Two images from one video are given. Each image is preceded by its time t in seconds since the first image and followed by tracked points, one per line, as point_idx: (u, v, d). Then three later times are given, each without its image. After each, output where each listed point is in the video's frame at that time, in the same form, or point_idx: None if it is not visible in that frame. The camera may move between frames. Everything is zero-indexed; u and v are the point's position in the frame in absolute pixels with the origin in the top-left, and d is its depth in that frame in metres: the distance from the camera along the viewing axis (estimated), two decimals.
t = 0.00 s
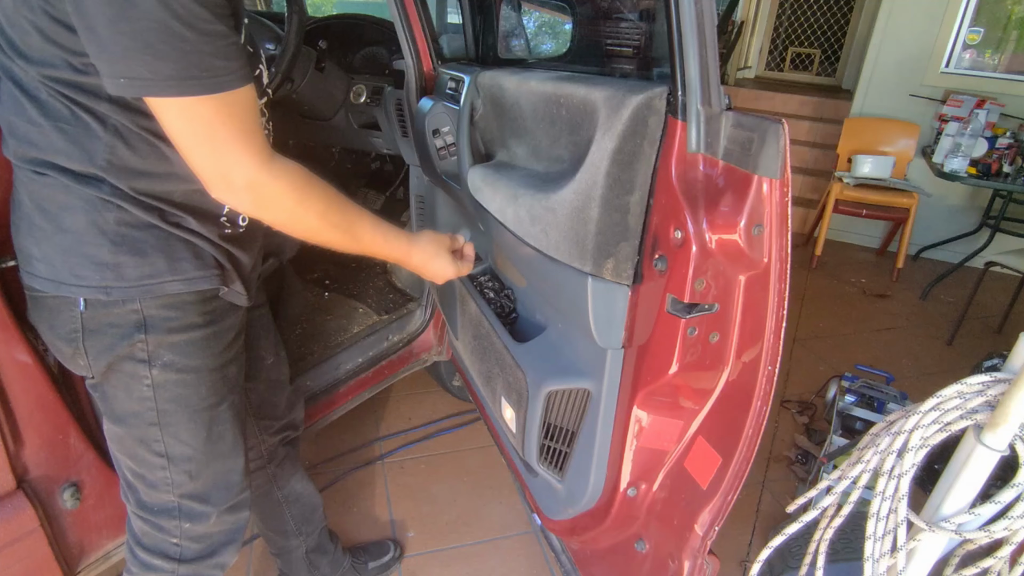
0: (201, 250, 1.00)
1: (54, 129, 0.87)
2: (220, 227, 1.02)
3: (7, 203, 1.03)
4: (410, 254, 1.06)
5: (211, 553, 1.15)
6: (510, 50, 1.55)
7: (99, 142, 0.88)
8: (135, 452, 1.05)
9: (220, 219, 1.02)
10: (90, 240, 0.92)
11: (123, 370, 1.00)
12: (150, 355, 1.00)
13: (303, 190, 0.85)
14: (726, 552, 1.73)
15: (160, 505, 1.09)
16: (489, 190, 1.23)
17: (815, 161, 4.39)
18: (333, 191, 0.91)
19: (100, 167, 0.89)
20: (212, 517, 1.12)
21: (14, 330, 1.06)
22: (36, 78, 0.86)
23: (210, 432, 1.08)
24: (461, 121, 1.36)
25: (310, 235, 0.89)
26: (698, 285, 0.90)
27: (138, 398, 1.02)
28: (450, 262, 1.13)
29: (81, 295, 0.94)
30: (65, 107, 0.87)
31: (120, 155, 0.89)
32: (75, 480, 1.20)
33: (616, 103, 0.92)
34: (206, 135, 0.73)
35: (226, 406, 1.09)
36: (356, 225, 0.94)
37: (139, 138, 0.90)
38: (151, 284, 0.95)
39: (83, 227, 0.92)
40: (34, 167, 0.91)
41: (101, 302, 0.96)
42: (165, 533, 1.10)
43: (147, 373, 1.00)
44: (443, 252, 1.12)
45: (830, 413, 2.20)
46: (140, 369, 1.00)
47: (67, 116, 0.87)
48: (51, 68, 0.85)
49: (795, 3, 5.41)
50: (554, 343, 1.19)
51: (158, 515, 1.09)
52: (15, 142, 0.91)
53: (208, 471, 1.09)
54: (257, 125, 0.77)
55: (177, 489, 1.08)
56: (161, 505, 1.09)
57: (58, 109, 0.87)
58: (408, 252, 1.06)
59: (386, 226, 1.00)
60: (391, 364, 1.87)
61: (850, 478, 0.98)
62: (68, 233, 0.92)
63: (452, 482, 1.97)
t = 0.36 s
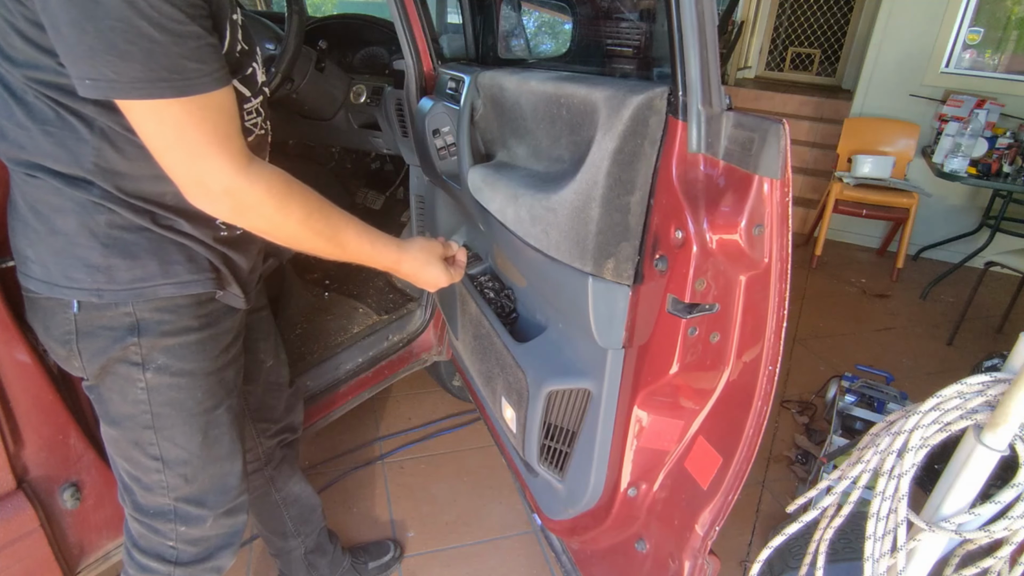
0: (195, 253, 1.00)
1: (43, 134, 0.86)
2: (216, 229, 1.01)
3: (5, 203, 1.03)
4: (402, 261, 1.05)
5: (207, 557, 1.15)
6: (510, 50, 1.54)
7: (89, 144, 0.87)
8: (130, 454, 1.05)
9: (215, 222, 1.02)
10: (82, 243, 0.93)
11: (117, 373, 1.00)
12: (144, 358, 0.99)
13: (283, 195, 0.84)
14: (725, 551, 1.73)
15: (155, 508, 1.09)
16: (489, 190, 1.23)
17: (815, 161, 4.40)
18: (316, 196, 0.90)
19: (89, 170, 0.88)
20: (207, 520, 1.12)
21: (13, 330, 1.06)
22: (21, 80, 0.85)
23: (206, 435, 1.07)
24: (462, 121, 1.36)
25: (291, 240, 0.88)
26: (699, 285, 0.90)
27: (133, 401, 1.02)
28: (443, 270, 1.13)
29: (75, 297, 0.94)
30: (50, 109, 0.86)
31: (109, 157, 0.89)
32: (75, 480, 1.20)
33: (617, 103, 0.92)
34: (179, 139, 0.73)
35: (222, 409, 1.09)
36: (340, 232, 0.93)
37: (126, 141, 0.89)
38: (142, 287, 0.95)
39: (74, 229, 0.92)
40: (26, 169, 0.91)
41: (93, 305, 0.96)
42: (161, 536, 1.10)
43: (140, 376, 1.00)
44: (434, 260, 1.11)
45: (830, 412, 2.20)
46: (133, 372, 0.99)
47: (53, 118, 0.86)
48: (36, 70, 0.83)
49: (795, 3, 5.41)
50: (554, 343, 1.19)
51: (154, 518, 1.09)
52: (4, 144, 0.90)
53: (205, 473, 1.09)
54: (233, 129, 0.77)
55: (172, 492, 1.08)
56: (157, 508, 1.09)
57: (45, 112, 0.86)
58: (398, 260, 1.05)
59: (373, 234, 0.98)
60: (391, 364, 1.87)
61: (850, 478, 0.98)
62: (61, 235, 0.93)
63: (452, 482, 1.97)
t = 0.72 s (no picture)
0: (191, 254, 1.00)
1: (38, 133, 0.86)
2: (213, 231, 1.01)
3: (4, 202, 1.03)
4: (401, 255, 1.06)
5: (203, 560, 1.15)
6: (509, 50, 1.54)
7: (86, 145, 0.87)
8: (126, 456, 1.05)
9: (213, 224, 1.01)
10: (78, 245, 0.93)
11: (113, 374, 1.00)
12: (139, 360, 0.99)
13: (273, 193, 0.84)
14: (726, 551, 1.73)
15: (151, 510, 1.09)
16: (489, 190, 1.23)
17: (815, 161, 4.39)
18: (306, 193, 0.90)
19: (83, 171, 0.88)
20: (204, 522, 1.12)
21: (12, 330, 1.06)
22: (18, 78, 0.85)
23: (202, 437, 1.07)
24: (462, 121, 1.36)
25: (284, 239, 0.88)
26: (699, 285, 0.90)
27: (127, 403, 1.02)
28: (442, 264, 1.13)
29: (68, 298, 0.95)
30: (46, 108, 0.85)
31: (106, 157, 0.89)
32: (75, 479, 1.20)
33: (617, 103, 0.92)
34: (166, 139, 0.73)
35: (218, 412, 1.09)
36: (332, 230, 0.93)
37: (121, 141, 0.89)
38: (136, 288, 0.95)
39: (68, 230, 0.92)
40: (21, 169, 0.90)
41: (88, 306, 0.96)
42: (156, 538, 1.10)
43: (135, 378, 1.00)
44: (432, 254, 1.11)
45: (830, 413, 2.20)
46: (128, 374, 0.99)
47: (48, 117, 0.85)
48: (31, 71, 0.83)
49: (795, 3, 5.41)
50: (554, 343, 1.19)
51: (150, 520, 1.09)
52: None
53: (201, 475, 1.09)
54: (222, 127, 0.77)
55: (168, 495, 1.08)
56: (152, 510, 1.09)
57: (39, 111, 0.85)
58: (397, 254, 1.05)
59: (367, 230, 0.98)
60: (391, 363, 1.87)
61: (850, 478, 0.98)
62: (57, 235, 0.93)
63: (452, 482, 1.97)
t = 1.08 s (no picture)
0: (192, 254, 1.00)
1: (39, 135, 0.86)
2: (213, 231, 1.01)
3: (4, 202, 1.03)
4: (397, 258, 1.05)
5: (203, 560, 1.15)
6: (510, 50, 1.54)
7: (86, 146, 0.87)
8: (126, 456, 1.05)
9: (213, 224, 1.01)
10: (79, 245, 0.93)
11: (114, 374, 1.00)
12: (140, 360, 0.99)
13: (271, 199, 0.84)
14: (726, 551, 1.73)
15: (152, 510, 1.09)
16: (489, 190, 1.23)
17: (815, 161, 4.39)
18: (307, 200, 0.90)
19: (83, 172, 0.88)
20: (204, 522, 1.12)
21: (13, 330, 1.06)
22: (18, 82, 0.85)
23: (203, 437, 1.07)
24: (462, 121, 1.36)
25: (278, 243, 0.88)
26: (699, 285, 0.90)
27: (129, 402, 1.02)
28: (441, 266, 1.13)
29: (69, 298, 0.94)
30: (47, 111, 0.85)
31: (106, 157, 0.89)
32: (75, 479, 1.20)
33: (617, 103, 0.92)
34: (166, 147, 0.72)
35: (218, 412, 1.09)
36: (331, 236, 0.93)
37: (122, 144, 0.89)
38: (137, 289, 0.96)
39: (69, 230, 0.92)
40: (22, 170, 0.90)
41: (89, 306, 0.96)
42: (157, 538, 1.10)
43: (137, 378, 1.00)
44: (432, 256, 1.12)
45: (830, 413, 2.20)
46: (130, 374, 1.00)
47: (49, 120, 0.85)
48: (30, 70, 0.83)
49: (795, 3, 5.41)
50: (554, 342, 1.19)
51: (150, 520, 1.09)
52: None
53: (201, 475, 1.09)
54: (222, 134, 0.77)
55: (168, 494, 1.08)
56: (153, 510, 1.09)
57: (40, 114, 0.85)
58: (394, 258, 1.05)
59: (366, 233, 0.98)
60: (391, 364, 1.87)
61: (850, 478, 0.98)
62: (58, 236, 0.93)
63: (452, 482, 1.97)
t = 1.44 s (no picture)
0: (193, 254, 1.00)
1: (40, 136, 0.86)
2: (214, 231, 1.01)
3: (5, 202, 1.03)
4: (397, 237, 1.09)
5: (204, 558, 1.15)
6: (509, 50, 1.54)
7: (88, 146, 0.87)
8: (128, 455, 1.05)
9: (214, 224, 1.01)
10: (81, 244, 0.93)
11: (116, 373, 1.00)
12: (143, 358, 0.99)
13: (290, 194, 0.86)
14: (726, 551, 1.73)
15: (153, 509, 1.09)
16: (489, 190, 1.23)
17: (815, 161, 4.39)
18: (317, 193, 0.92)
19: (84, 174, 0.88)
20: (205, 521, 1.12)
21: (13, 330, 1.06)
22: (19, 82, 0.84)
23: (204, 435, 1.07)
24: (462, 121, 1.36)
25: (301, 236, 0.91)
26: (699, 285, 0.90)
27: (131, 401, 1.02)
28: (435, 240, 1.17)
29: (73, 298, 0.94)
30: (48, 112, 0.85)
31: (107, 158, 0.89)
32: (75, 480, 1.20)
33: (617, 103, 0.92)
34: (189, 154, 0.73)
35: (220, 410, 1.09)
36: (345, 223, 0.96)
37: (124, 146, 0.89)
38: (141, 288, 0.96)
39: (72, 230, 0.92)
40: (23, 171, 0.90)
41: (92, 306, 0.96)
42: (159, 536, 1.10)
43: (140, 376, 1.00)
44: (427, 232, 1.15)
45: (830, 413, 2.20)
46: (133, 373, 0.99)
47: (51, 121, 0.85)
48: (31, 73, 0.83)
49: (795, 3, 5.41)
50: (554, 343, 1.19)
51: (152, 519, 1.09)
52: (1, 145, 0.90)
53: (202, 474, 1.09)
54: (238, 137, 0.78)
55: (170, 493, 1.08)
56: (154, 509, 1.09)
57: (41, 114, 0.85)
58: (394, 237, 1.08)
59: (372, 217, 1.02)
60: (391, 363, 1.87)
61: (850, 478, 0.98)
62: (60, 236, 0.93)
63: (452, 482, 1.97)
